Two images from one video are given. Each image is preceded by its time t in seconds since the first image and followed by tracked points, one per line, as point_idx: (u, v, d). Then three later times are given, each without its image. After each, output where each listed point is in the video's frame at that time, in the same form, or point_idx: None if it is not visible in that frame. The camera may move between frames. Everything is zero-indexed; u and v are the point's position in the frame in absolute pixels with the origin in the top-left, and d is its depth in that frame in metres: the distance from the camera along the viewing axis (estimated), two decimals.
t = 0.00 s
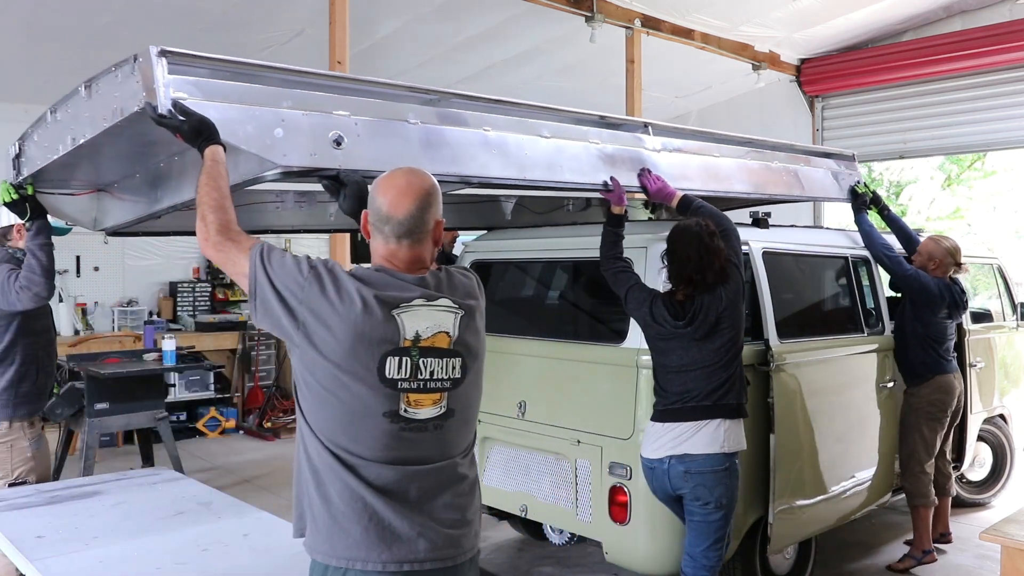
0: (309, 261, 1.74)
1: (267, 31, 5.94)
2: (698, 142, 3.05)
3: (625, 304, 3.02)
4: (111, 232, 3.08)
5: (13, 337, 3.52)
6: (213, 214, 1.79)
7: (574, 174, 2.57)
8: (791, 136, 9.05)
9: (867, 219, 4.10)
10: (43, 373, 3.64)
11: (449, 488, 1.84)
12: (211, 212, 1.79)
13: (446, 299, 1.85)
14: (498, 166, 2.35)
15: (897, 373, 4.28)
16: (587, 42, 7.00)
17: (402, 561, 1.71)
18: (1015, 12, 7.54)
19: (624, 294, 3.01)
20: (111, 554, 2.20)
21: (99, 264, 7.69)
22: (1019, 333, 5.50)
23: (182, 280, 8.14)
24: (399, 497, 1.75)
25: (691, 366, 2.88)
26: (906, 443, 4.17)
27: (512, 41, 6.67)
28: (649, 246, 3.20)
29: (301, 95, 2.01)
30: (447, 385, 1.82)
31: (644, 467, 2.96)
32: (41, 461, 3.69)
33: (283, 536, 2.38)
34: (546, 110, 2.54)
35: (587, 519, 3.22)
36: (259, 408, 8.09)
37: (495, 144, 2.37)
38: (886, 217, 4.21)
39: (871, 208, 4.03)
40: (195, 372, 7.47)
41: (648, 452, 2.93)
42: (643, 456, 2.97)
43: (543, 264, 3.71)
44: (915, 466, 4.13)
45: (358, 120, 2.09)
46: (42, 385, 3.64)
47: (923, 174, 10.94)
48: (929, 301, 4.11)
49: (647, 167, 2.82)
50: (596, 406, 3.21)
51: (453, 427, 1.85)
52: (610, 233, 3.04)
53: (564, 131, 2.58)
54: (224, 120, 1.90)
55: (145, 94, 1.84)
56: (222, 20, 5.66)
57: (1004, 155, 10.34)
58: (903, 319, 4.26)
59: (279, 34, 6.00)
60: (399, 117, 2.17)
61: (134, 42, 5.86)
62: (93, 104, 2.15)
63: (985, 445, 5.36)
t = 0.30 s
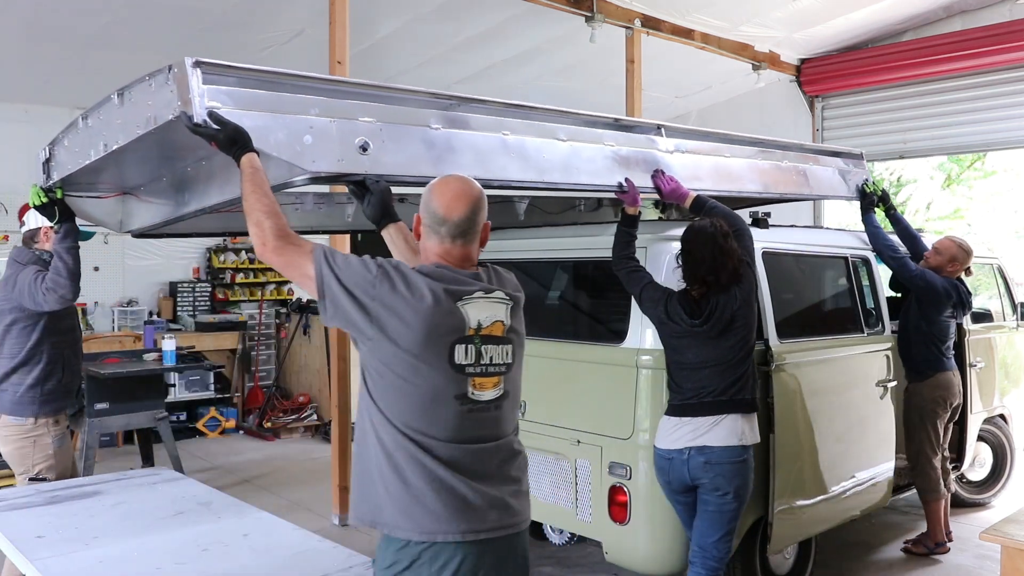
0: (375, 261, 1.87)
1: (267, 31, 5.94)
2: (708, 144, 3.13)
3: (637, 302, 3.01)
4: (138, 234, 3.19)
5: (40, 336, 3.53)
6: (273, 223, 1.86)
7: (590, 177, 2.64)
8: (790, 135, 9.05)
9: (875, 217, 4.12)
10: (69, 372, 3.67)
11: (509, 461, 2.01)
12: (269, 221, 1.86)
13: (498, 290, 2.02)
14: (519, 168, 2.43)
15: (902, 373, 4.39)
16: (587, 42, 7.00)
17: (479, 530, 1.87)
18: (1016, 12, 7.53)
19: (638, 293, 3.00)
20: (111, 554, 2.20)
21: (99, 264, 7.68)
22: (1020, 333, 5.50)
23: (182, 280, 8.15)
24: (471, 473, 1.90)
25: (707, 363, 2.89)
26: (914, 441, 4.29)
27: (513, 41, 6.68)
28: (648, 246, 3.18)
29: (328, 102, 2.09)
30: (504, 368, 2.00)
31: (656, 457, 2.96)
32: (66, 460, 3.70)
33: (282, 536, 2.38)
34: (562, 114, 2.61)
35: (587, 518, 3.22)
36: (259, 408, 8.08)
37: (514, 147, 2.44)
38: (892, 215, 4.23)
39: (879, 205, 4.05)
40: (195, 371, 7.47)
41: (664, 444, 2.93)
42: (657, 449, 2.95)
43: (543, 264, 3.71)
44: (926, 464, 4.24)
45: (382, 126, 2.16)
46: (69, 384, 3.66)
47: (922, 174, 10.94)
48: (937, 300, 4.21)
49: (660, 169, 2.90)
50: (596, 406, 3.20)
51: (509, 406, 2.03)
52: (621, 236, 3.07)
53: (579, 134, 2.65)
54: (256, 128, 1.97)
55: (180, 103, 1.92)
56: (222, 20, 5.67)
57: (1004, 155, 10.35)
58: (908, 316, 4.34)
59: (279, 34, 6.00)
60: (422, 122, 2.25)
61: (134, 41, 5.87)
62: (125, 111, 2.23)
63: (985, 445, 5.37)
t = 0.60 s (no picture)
0: (419, 256, 1.98)
1: (267, 31, 5.94)
2: (716, 144, 3.21)
3: (652, 298, 3.02)
4: (154, 232, 3.31)
5: (67, 336, 3.56)
6: (313, 220, 1.92)
7: (602, 175, 2.71)
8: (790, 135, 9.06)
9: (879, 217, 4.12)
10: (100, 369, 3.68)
11: (541, 438, 2.16)
12: (309, 219, 1.92)
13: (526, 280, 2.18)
14: (533, 169, 2.50)
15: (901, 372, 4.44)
16: (587, 42, 7.00)
17: (522, 503, 2.01)
18: (1015, 12, 7.53)
19: (654, 289, 3.01)
20: (112, 554, 2.20)
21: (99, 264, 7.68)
22: (1020, 333, 5.50)
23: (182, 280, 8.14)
24: (512, 451, 2.04)
25: (722, 354, 2.94)
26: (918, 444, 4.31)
27: (513, 41, 6.68)
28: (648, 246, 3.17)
29: (349, 103, 2.17)
30: (535, 353, 2.17)
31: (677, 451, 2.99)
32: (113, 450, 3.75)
33: (283, 535, 2.38)
34: (572, 115, 2.70)
35: (587, 519, 3.22)
36: (259, 408, 8.08)
37: (527, 148, 2.52)
38: (896, 215, 4.23)
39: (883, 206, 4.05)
40: (195, 371, 7.47)
41: (687, 435, 2.96)
42: (680, 441, 2.98)
43: (544, 265, 3.71)
44: (931, 465, 4.26)
45: (401, 126, 2.24)
46: (100, 380, 3.67)
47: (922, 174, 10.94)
48: (939, 300, 4.21)
49: (669, 169, 2.96)
50: (599, 405, 3.19)
51: (538, 388, 2.19)
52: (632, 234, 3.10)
53: (589, 135, 2.73)
54: (280, 127, 2.04)
55: (206, 103, 1.99)
56: (223, 20, 5.67)
57: (1004, 155, 10.34)
58: (912, 317, 4.35)
59: (280, 34, 6.00)
60: (439, 123, 2.33)
61: (134, 41, 5.86)
62: (148, 113, 2.27)
63: (986, 445, 5.36)
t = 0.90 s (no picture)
0: (419, 260, 1.97)
1: (267, 31, 5.94)
2: (721, 143, 3.22)
3: (656, 295, 3.01)
4: (163, 234, 3.29)
5: (88, 336, 3.55)
6: (318, 222, 1.93)
7: (608, 173, 2.71)
8: (790, 135, 9.06)
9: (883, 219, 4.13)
10: (125, 367, 3.68)
11: (543, 434, 2.16)
12: (314, 221, 1.93)
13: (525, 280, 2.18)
14: (539, 168, 2.51)
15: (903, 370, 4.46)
16: (587, 42, 7.00)
17: (525, 500, 2.01)
18: (1015, 12, 7.53)
19: (658, 287, 3.00)
20: (112, 554, 2.19)
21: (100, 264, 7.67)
22: (1021, 333, 5.50)
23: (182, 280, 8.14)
24: (513, 450, 2.04)
25: (727, 352, 2.97)
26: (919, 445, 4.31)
27: (513, 41, 6.68)
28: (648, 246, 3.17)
29: (358, 99, 2.17)
30: (535, 351, 2.16)
31: (682, 448, 2.99)
32: (147, 445, 3.74)
33: (283, 536, 2.37)
34: (578, 114, 2.70)
35: (587, 519, 3.22)
36: (259, 408, 8.08)
37: (534, 147, 2.52)
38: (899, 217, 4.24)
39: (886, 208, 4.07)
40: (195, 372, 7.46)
41: (700, 433, 2.94)
42: (691, 439, 2.96)
43: (544, 265, 3.71)
44: (932, 466, 4.26)
45: (409, 123, 2.24)
46: (127, 378, 3.67)
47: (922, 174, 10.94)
48: (945, 302, 4.22)
49: (674, 168, 2.96)
50: (600, 405, 3.19)
51: (539, 386, 2.18)
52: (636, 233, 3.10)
53: (596, 134, 2.74)
54: (290, 122, 2.04)
55: (216, 97, 1.98)
56: (224, 20, 5.67)
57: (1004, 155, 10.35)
58: (918, 317, 4.37)
59: (280, 34, 6.00)
60: (447, 121, 2.33)
61: (133, 41, 5.86)
62: (158, 111, 2.27)
63: (986, 446, 5.36)
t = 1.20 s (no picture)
0: (398, 275, 2.02)
1: (267, 31, 5.94)
2: (725, 144, 3.22)
3: (657, 293, 3.01)
4: (172, 233, 3.27)
5: (108, 333, 3.63)
6: (305, 231, 1.99)
7: (614, 174, 2.72)
8: (789, 135, 9.06)
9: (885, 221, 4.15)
10: (144, 364, 3.74)
11: (521, 448, 2.17)
12: (301, 230, 1.99)
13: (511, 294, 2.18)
14: (545, 169, 2.51)
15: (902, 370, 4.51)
16: (587, 42, 6.99)
17: (491, 512, 2.03)
18: (1016, 12, 7.53)
19: (660, 284, 2.99)
20: (111, 554, 2.19)
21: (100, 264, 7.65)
22: (1021, 333, 5.51)
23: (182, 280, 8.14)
24: (484, 462, 2.06)
25: (729, 352, 2.98)
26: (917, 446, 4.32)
27: (512, 41, 6.67)
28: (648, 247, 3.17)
29: (365, 101, 2.17)
30: (516, 364, 2.16)
31: (683, 452, 2.98)
32: (160, 444, 3.80)
33: (282, 536, 2.37)
34: (585, 115, 2.70)
35: (587, 518, 3.22)
36: (259, 408, 8.08)
37: (540, 147, 2.52)
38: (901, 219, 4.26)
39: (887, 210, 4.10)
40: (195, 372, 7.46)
41: (706, 433, 2.94)
42: (697, 439, 2.95)
43: (544, 265, 3.71)
44: (932, 465, 4.25)
45: (416, 125, 2.24)
46: (146, 375, 3.73)
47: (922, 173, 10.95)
48: (946, 304, 4.22)
49: (679, 169, 2.96)
50: (601, 407, 3.18)
51: (521, 400, 2.19)
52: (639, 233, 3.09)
53: (603, 136, 2.74)
54: (299, 125, 2.05)
55: (227, 100, 1.98)
56: (224, 20, 5.66)
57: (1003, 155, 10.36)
58: (919, 317, 4.38)
59: (279, 34, 6.00)
60: (453, 123, 2.33)
61: (133, 41, 5.85)
62: (170, 112, 2.26)
63: (987, 446, 5.35)
